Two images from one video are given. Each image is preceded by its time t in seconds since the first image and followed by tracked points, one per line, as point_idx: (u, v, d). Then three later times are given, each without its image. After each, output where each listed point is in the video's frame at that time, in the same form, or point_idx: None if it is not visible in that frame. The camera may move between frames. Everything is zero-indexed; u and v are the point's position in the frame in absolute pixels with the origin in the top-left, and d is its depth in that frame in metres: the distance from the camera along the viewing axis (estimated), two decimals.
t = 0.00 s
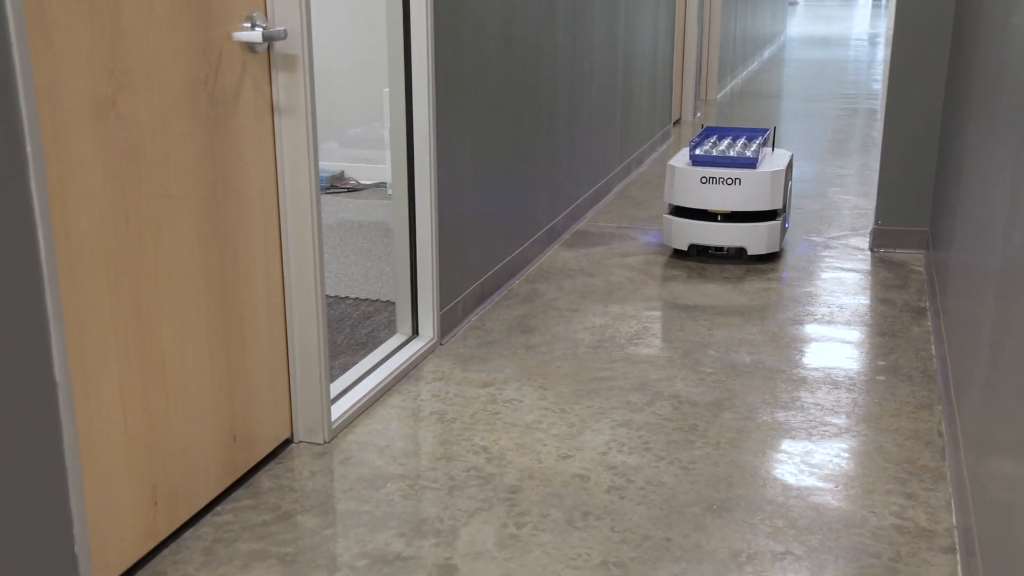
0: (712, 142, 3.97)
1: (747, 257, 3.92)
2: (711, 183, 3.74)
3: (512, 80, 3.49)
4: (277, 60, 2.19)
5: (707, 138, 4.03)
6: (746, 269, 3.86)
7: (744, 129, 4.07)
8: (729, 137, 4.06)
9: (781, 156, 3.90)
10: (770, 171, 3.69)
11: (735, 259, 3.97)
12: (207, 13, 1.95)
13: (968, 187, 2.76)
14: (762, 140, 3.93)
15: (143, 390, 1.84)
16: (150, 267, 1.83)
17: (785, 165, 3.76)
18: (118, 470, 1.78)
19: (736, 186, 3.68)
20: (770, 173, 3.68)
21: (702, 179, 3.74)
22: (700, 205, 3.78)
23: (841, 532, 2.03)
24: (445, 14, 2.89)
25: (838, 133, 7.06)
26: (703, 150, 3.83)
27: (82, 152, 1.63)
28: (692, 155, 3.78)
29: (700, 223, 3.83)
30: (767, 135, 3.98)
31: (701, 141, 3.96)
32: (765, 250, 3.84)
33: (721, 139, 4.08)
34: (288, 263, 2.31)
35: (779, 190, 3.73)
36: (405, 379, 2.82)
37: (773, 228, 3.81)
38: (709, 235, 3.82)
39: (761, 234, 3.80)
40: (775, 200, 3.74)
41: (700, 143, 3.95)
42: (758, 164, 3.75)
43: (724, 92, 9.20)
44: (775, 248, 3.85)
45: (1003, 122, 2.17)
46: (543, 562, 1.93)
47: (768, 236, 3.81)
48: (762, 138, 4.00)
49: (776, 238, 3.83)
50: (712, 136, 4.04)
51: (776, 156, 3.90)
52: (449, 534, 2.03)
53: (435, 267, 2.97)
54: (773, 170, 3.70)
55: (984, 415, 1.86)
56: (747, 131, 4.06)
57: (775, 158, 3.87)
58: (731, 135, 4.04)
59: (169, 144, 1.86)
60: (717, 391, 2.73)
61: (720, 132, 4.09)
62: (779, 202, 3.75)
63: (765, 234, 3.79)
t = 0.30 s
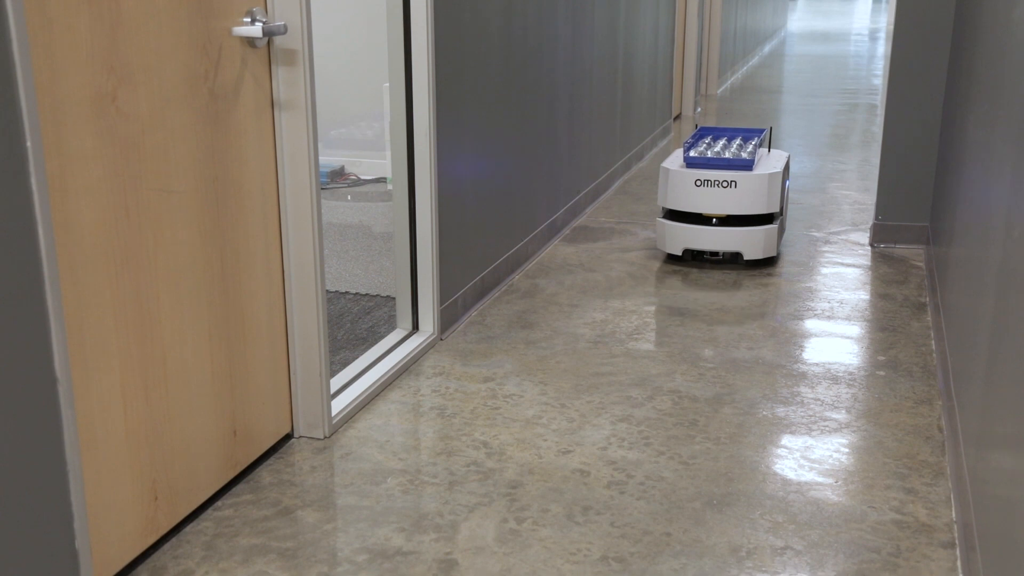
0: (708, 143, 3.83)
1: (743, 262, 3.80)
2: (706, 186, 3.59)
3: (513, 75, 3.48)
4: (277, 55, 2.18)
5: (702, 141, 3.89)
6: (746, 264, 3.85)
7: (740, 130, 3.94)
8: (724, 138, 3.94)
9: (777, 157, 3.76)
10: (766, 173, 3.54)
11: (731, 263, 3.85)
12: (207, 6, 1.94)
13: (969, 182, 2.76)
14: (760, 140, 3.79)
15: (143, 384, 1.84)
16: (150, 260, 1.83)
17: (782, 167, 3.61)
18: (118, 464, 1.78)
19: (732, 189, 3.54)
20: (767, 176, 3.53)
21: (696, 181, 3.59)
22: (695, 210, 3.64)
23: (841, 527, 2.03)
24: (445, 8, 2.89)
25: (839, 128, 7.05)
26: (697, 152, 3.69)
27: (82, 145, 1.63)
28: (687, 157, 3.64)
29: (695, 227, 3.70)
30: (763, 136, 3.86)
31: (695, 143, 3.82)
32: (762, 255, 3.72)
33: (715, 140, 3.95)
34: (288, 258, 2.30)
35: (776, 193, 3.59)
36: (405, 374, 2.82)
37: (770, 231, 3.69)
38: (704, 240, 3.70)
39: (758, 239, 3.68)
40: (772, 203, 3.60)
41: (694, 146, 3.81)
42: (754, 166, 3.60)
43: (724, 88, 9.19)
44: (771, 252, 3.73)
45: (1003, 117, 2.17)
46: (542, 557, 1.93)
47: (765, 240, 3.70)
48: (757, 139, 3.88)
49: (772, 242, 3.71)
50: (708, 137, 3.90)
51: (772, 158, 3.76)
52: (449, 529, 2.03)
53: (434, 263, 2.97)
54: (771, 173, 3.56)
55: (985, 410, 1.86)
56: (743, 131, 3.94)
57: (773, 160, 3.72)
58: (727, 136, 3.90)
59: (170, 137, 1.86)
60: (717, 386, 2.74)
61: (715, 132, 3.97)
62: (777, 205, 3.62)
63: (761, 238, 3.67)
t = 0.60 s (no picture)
0: (702, 144, 3.71)
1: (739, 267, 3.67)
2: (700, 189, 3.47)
3: (513, 70, 3.47)
4: (277, 50, 2.18)
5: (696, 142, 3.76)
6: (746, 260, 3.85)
7: (736, 130, 3.81)
8: (718, 138, 3.81)
9: (773, 160, 3.63)
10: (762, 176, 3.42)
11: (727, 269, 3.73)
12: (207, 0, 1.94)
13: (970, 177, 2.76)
14: (755, 141, 3.67)
15: (143, 379, 1.84)
16: (150, 255, 1.83)
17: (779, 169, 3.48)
18: (119, 459, 1.79)
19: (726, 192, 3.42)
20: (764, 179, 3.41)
21: (690, 184, 3.47)
22: (689, 214, 3.51)
23: (840, 522, 2.04)
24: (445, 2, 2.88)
25: (839, 123, 7.04)
26: (691, 153, 3.57)
27: (82, 140, 1.63)
28: (680, 159, 3.52)
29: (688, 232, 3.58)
30: (760, 136, 3.72)
31: (689, 144, 3.69)
32: (758, 261, 3.60)
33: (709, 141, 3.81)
34: (288, 253, 2.30)
35: (772, 196, 3.47)
36: (405, 369, 2.83)
37: (767, 236, 3.57)
38: (698, 245, 3.58)
39: (754, 244, 3.57)
40: (768, 207, 3.48)
41: (688, 147, 3.68)
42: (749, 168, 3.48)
43: (725, 82, 9.18)
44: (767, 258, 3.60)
45: (1004, 111, 2.17)
46: (543, 552, 1.93)
47: (762, 246, 3.58)
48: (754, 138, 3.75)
49: (769, 247, 3.59)
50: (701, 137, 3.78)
51: (768, 160, 3.63)
52: (449, 524, 2.03)
53: (435, 258, 2.97)
54: (766, 175, 3.44)
55: (984, 406, 1.86)
56: (739, 131, 3.80)
57: (769, 161, 3.60)
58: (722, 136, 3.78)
59: (169, 132, 1.86)
60: (717, 381, 2.74)
61: (709, 132, 3.84)
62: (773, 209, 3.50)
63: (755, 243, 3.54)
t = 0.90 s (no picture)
0: (695, 147, 3.58)
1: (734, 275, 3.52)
2: (694, 194, 3.33)
3: (513, 64, 3.47)
4: (277, 44, 2.18)
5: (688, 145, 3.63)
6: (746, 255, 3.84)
7: (730, 133, 3.68)
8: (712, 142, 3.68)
9: (769, 165, 3.51)
10: (758, 181, 3.30)
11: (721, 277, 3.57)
12: None
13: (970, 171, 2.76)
14: (750, 144, 3.54)
15: (143, 374, 1.84)
16: (150, 249, 1.83)
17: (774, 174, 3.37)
18: (119, 454, 1.79)
19: (721, 198, 3.29)
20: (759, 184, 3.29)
21: (683, 190, 3.34)
22: (681, 220, 3.38)
23: (840, 516, 2.04)
24: None
25: (839, 118, 7.03)
26: (684, 157, 3.44)
27: (82, 135, 1.63)
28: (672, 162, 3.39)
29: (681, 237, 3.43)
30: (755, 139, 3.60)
31: (681, 148, 3.56)
32: (753, 270, 3.45)
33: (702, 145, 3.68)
34: (288, 248, 2.30)
35: (768, 202, 3.34)
36: (405, 363, 2.82)
37: (763, 243, 3.42)
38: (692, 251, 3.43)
39: (749, 252, 3.42)
40: (764, 213, 3.34)
41: (680, 150, 3.55)
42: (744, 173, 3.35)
43: (725, 77, 9.17)
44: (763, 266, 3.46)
45: (1005, 105, 2.17)
46: (543, 546, 1.93)
47: (757, 253, 3.43)
48: (748, 141, 3.62)
49: (765, 254, 3.44)
50: (695, 141, 3.65)
51: (764, 165, 3.51)
52: (449, 518, 2.03)
53: (435, 253, 2.97)
54: (762, 181, 3.31)
55: (984, 402, 1.86)
56: (734, 134, 3.68)
57: (764, 166, 3.47)
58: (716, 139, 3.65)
59: (169, 127, 1.86)
60: (717, 375, 2.74)
61: (703, 136, 3.71)
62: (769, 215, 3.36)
63: (752, 250, 3.41)
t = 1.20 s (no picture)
0: (688, 150, 3.43)
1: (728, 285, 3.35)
2: (685, 201, 3.18)
3: (513, 59, 3.46)
4: (277, 38, 2.17)
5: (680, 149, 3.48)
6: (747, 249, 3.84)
7: (724, 136, 3.53)
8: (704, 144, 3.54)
9: (764, 168, 3.36)
10: (753, 186, 3.15)
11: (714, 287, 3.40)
12: None
13: (971, 166, 2.75)
14: (745, 147, 3.39)
15: (143, 368, 1.84)
16: (150, 243, 1.83)
17: (770, 179, 3.21)
18: (119, 448, 1.79)
19: (713, 205, 3.14)
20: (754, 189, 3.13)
21: (674, 196, 3.19)
22: (672, 228, 3.22)
23: (840, 510, 2.04)
24: None
25: (840, 112, 7.02)
26: (675, 162, 3.29)
27: (81, 130, 1.63)
28: (663, 167, 3.24)
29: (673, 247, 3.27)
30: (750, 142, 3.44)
31: (671, 151, 3.41)
32: (747, 280, 3.29)
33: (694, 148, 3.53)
34: (288, 242, 2.30)
35: (762, 208, 3.19)
36: (405, 358, 2.82)
37: (757, 251, 3.25)
38: (683, 261, 3.27)
39: (743, 261, 3.25)
40: (759, 221, 3.19)
41: (671, 154, 3.40)
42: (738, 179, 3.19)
43: (726, 71, 9.16)
44: (758, 276, 3.30)
45: (1005, 99, 2.17)
46: (543, 540, 1.94)
47: (752, 262, 3.26)
48: (743, 145, 3.47)
49: (759, 264, 3.28)
50: (687, 143, 3.50)
51: (759, 168, 3.36)
52: (449, 512, 2.03)
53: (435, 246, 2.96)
54: (756, 187, 3.16)
55: (984, 396, 1.86)
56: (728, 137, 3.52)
57: (759, 171, 3.32)
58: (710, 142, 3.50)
59: (169, 121, 1.86)
60: (717, 370, 2.74)
61: (696, 138, 3.56)
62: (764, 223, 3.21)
63: (746, 260, 3.24)
